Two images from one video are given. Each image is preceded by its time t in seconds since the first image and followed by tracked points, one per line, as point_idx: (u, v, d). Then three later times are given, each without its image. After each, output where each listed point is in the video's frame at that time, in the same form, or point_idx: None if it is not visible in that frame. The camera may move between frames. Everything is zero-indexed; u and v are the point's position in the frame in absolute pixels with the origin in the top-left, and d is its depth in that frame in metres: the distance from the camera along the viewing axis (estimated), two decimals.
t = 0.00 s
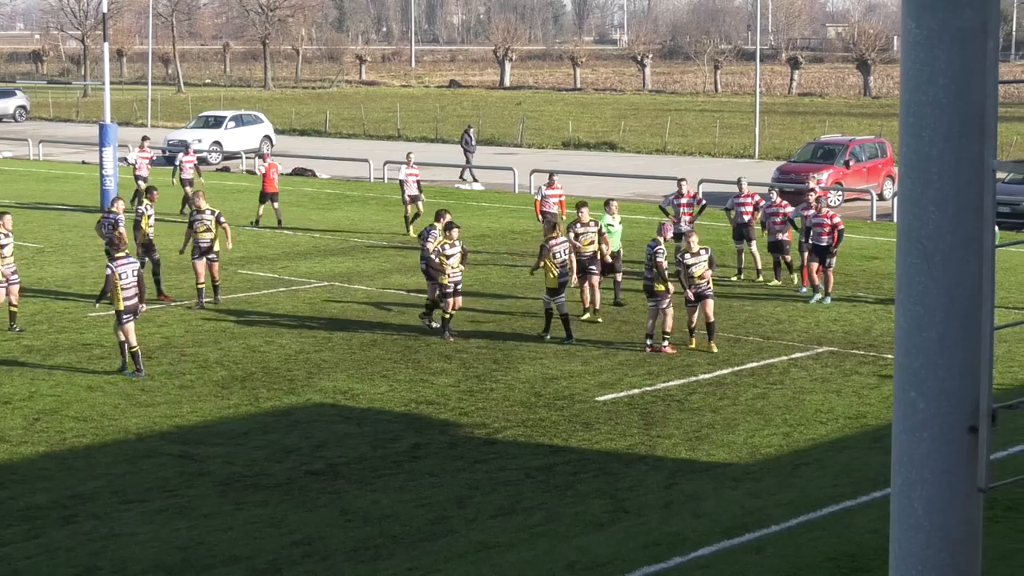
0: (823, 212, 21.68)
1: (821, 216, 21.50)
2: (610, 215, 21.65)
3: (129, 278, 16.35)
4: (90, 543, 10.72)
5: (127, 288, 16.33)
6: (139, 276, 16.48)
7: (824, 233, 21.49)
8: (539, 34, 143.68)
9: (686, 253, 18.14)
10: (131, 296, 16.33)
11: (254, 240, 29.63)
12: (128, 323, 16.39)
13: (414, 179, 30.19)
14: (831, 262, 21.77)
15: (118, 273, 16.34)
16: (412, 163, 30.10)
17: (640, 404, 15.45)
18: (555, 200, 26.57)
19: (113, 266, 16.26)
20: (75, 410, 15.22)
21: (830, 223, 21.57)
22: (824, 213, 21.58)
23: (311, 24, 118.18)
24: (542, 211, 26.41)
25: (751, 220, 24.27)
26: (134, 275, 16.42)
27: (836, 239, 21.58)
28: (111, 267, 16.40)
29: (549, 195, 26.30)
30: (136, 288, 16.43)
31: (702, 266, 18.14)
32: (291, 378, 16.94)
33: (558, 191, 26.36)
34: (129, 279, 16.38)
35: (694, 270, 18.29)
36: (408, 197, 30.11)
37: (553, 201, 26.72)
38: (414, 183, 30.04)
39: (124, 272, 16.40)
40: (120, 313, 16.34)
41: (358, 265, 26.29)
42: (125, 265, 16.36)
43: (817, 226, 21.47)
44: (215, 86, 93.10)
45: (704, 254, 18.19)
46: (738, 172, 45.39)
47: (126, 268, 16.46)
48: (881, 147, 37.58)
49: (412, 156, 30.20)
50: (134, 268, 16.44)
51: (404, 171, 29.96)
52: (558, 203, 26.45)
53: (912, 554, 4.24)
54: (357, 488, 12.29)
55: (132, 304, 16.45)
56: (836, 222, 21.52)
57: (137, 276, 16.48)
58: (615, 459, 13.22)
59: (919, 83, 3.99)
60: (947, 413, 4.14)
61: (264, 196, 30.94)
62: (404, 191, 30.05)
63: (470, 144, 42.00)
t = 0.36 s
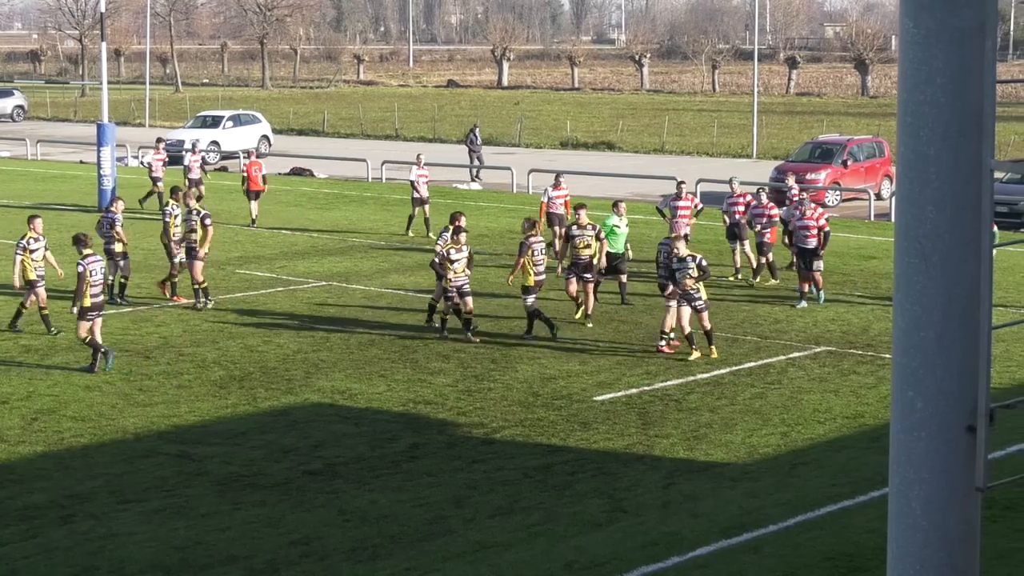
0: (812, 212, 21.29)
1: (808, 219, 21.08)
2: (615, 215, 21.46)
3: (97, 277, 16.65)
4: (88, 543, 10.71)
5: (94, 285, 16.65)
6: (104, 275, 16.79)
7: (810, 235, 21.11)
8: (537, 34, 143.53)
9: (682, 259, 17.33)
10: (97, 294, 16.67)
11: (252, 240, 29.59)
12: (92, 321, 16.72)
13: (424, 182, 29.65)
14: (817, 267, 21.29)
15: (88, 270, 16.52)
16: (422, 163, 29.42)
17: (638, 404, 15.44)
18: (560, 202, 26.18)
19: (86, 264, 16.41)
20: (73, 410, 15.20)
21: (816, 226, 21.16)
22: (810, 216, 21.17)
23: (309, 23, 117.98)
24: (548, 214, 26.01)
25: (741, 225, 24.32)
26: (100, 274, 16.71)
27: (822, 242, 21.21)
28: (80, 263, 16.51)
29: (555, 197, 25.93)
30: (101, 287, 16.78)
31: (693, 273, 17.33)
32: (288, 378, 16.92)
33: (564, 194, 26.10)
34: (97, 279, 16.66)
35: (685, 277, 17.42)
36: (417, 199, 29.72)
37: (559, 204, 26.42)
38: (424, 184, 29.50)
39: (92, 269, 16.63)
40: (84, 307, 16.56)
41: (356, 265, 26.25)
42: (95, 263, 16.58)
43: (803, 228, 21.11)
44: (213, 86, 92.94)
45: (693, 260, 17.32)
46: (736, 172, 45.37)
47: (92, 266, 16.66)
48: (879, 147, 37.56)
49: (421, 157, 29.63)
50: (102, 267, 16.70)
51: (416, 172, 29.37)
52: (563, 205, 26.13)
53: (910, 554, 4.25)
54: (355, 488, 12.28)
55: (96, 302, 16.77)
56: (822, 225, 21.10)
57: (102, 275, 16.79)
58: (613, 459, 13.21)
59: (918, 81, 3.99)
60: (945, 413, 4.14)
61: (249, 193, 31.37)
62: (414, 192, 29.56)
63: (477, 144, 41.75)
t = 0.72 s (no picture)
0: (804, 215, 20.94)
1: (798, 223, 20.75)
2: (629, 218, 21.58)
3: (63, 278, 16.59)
4: (86, 543, 10.70)
5: (60, 284, 16.59)
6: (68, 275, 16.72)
7: (801, 240, 20.79)
8: (535, 34, 143.45)
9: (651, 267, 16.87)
10: (63, 294, 16.57)
11: (250, 241, 29.56)
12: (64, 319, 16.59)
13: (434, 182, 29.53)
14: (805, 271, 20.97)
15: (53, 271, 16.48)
16: (431, 165, 29.30)
17: (635, 404, 15.43)
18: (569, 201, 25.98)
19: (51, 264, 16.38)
20: (70, 410, 15.19)
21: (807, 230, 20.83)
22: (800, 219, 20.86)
23: (307, 23, 117.90)
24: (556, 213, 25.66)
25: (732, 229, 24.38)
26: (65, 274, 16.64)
27: (813, 246, 20.92)
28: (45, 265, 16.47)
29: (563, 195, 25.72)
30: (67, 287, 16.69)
31: (664, 278, 16.86)
32: (285, 378, 16.91)
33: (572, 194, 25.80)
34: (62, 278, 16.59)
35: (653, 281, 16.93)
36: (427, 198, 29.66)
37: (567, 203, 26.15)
38: (435, 185, 29.38)
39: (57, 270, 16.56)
40: (47, 308, 16.46)
41: (353, 265, 26.23)
42: (59, 263, 16.53)
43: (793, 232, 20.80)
44: (210, 86, 92.87)
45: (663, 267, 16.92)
46: (733, 172, 45.36)
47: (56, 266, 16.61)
48: (877, 147, 37.55)
49: (431, 158, 29.61)
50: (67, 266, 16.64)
51: (425, 173, 29.28)
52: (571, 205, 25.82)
53: (907, 554, 4.25)
54: (352, 488, 12.27)
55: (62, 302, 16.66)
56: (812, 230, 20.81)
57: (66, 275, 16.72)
58: (611, 459, 13.20)
59: (914, 82, 4.00)
60: (943, 413, 4.13)
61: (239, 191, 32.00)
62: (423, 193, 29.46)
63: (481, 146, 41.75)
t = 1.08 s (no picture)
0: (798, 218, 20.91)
1: (788, 223, 20.75)
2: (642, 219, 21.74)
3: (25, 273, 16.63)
4: (82, 543, 10.70)
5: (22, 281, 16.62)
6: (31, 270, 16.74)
7: (791, 241, 20.78)
8: (531, 34, 143.66)
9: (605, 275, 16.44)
10: (26, 291, 16.59)
11: (247, 241, 29.59)
12: (22, 317, 16.61)
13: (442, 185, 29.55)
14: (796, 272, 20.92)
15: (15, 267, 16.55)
16: (438, 166, 29.43)
17: (632, 404, 15.44)
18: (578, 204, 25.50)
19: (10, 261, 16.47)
20: (67, 410, 15.19)
21: (797, 230, 20.84)
22: (790, 220, 20.87)
23: (303, 23, 117.97)
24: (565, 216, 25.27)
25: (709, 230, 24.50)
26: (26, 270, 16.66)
27: (803, 250, 20.88)
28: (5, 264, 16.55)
29: (574, 198, 25.20)
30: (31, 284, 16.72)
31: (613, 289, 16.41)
32: (283, 378, 16.91)
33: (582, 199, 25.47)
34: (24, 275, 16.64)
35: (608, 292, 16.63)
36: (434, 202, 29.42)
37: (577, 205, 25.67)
38: (442, 188, 29.36)
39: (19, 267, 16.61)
40: (15, 307, 16.56)
41: (350, 265, 26.26)
42: (19, 260, 16.58)
43: (783, 232, 20.77)
44: (207, 86, 92.95)
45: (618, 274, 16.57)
46: (730, 172, 45.46)
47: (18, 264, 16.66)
48: (873, 147, 37.61)
49: (439, 163, 29.71)
50: (28, 263, 16.69)
51: (433, 174, 29.36)
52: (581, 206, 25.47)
53: (904, 554, 4.26)
54: (349, 488, 12.27)
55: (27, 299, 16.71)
56: (803, 230, 20.84)
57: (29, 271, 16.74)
58: (608, 459, 13.20)
59: (911, 79, 4.00)
60: (942, 413, 4.14)
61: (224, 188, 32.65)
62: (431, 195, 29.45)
63: (487, 145, 41.70)
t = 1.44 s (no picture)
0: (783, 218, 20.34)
1: (772, 225, 20.19)
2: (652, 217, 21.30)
3: None
4: (73, 544, 10.67)
5: None
6: None
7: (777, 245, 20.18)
8: (523, 34, 143.61)
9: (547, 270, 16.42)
10: None
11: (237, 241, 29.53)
12: None
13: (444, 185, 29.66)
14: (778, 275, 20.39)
15: None
16: (440, 167, 29.50)
17: (623, 404, 15.45)
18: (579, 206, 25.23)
19: None
20: (57, 410, 15.16)
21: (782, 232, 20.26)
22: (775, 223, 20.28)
23: (294, 23, 117.81)
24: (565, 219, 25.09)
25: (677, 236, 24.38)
26: None
27: (789, 251, 20.38)
28: None
29: (575, 200, 24.94)
30: None
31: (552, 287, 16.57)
32: (274, 379, 16.90)
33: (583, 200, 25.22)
34: None
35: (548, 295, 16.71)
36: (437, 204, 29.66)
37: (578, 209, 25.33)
38: (442, 188, 29.44)
39: None
40: None
41: (341, 265, 26.23)
42: None
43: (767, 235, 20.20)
44: (198, 86, 92.71)
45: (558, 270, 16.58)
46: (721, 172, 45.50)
47: None
48: (864, 147, 37.63)
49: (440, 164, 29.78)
50: None
51: (434, 175, 29.40)
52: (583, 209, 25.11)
53: (895, 554, 4.81)
54: (340, 488, 12.26)
55: None
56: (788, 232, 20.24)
57: None
58: (599, 459, 13.20)
59: (902, 83, 4.54)
60: (930, 413, 4.68)
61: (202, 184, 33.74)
62: (433, 195, 29.50)
63: (486, 147, 41.55)
